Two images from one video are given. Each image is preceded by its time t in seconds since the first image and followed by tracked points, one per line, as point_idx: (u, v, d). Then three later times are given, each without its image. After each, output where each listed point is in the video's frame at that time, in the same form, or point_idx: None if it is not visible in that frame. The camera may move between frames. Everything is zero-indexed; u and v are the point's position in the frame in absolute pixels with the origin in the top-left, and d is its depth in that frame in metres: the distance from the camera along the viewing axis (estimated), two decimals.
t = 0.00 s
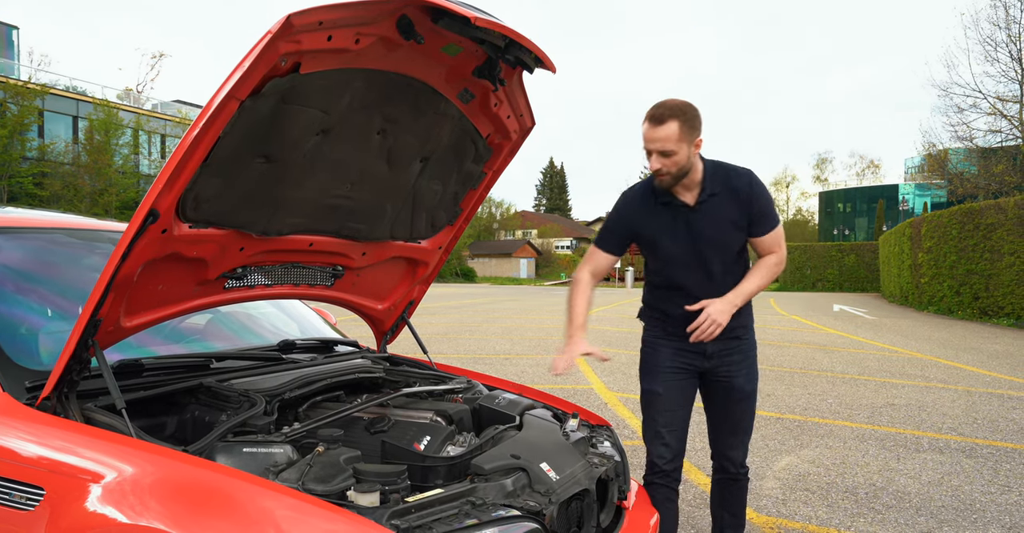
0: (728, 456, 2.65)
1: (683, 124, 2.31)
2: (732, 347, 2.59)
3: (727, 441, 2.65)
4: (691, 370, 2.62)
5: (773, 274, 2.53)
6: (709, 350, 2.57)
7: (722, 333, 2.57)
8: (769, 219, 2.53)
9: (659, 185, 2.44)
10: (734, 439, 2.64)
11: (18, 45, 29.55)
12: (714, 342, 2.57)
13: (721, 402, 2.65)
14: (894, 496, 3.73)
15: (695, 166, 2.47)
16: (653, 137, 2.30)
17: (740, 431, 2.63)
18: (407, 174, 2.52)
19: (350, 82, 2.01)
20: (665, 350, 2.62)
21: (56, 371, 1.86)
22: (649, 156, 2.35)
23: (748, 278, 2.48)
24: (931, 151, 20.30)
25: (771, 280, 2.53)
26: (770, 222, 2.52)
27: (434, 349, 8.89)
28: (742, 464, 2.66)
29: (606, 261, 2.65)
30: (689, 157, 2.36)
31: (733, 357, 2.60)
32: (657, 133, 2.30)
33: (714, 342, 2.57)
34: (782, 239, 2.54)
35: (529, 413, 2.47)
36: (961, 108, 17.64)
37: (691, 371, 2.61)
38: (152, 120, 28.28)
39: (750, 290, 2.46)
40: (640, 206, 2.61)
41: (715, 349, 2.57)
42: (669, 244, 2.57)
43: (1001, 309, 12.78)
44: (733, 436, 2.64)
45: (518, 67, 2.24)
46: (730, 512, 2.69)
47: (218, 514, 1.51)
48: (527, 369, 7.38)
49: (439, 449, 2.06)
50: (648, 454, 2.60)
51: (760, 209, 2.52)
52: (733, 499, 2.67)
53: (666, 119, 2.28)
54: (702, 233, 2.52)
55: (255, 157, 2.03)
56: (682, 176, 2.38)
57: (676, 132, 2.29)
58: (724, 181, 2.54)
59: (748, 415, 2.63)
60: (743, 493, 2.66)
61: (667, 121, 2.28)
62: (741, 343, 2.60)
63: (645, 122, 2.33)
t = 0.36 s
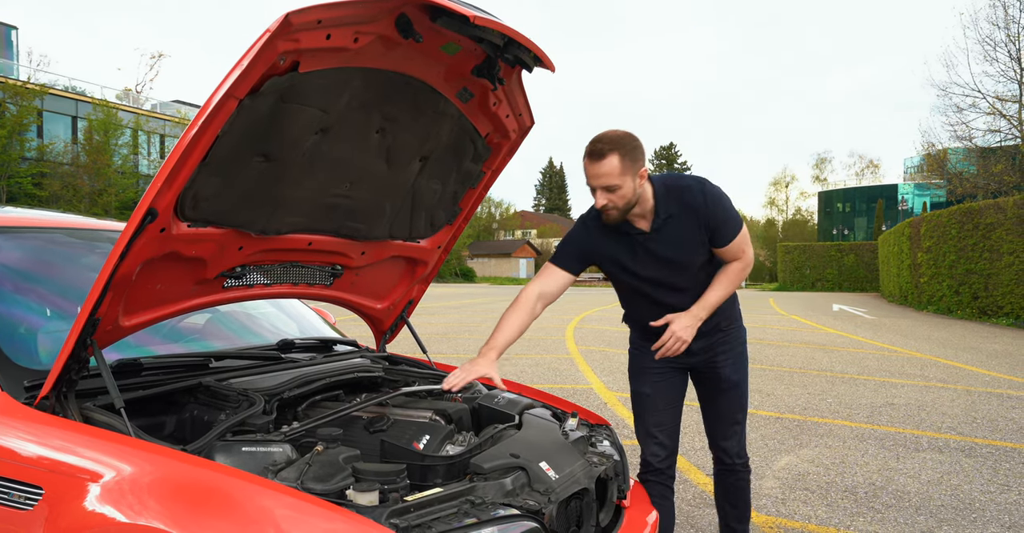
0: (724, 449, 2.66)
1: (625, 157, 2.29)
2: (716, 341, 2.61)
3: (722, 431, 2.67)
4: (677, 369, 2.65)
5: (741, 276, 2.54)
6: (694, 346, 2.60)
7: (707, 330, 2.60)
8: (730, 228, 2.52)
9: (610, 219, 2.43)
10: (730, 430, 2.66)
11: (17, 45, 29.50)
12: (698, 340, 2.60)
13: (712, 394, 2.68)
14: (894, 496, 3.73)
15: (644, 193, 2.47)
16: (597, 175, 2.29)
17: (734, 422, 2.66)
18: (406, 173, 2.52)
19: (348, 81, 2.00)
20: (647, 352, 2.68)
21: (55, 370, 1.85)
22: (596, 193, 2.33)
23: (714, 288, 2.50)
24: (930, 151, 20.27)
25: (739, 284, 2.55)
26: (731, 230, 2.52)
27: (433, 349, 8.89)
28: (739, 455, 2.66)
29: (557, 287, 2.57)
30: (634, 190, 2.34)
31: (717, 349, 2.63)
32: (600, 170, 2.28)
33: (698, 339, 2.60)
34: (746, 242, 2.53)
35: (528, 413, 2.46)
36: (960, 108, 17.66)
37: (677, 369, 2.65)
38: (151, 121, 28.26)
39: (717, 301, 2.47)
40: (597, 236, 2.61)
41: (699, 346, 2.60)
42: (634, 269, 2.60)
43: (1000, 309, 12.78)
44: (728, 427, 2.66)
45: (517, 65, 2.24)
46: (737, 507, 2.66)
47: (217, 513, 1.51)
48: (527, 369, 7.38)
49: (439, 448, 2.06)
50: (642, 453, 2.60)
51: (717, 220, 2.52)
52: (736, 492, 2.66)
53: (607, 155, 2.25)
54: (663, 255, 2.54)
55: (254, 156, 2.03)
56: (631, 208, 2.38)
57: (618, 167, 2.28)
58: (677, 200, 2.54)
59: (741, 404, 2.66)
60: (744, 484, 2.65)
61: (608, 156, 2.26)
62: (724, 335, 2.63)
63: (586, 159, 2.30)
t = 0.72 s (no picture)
0: (728, 444, 2.66)
1: (607, 159, 2.34)
2: (711, 338, 2.60)
3: (723, 427, 2.66)
4: (672, 368, 2.65)
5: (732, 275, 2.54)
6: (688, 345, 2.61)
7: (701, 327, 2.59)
8: (714, 232, 2.52)
9: (599, 225, 2.43)
10: (731, 426, 2.65)
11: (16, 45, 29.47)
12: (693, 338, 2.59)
13: (710, 390, 2.68)
14: (893, 496, 3.73)
15: (626, 202, 2.49)
16: (586, 174, 2.31)
17: (732, 417, 2.65)
18: (405, 172, 2.52)
19: (347, 80, 2.00)
20: (643, 351, 2.68)
21: (53, 369, 1.85)
22: (587, 194, 2.34)
23: (707, 290, 2.50)
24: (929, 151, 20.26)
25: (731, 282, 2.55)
26: (715, 233, 2.52)
27: (432, 349, 8.89)
28: (743, 449, 2.65)
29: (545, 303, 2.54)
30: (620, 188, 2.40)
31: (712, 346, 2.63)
32: (589, 169, 2.31)
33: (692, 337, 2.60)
34: (733, 241, 2.53)
35: (526, 412, 2.46)
36: (959, 108, 17.68)
37: (673, 368, 2.65)
38: (151, 120, 28.24)
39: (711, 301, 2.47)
40: (583, 254, 2.61)
41: (693, 344, 2.60)
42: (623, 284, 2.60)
43: (999, 309, 12.79)
44: (727, 422, 2.65)
45: (516, 65, 2.24)
46: (744, 502, 2.66)
47: (215, 512, 1.50)
48: (526, 368, 7.38)
49: (437, 447, 2.06)
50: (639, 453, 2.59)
51: (701, 226, 2.52)
52: (741, 486, 2.66)
53: (594, 153, 2.31)
54: (650, 267, 2.55)
55: (252, 155, 2.03)
56: (621, 208, 2.40)
57: (604, 164, 2.32)
58: (658, 210, 2.54)
59: (740, 398, 2.66)
60: (749, 479, 2.64)
61: (595, 155, 2.32)
62: (718, 332, 2.62)
63: (570, 163, 2.34)
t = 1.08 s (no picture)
0: (727, 444, 2.66)
1: (604, 152, 2.37)
2: (709, 338, 2.60)
3: (722, 428, 2.67)
4: (671, 369, 2.65)
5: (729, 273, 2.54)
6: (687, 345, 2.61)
7: (700, 327, 2.59)
8: (710, 229, 2.52)
9: (595, 221, 2.45)
10: (730, 427, 2.65)
11: (15, 46, 29.43)
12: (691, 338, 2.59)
13: (708, 390, 2.68)
14: (892, 496, 3.74)
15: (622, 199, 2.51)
16: (581, 168, 2.34)
17: (731, 417, 2.65)
18: (404, 173, 2.52)
19: (346, 82, 2.00)
20: (643, 351, 2.68)
21: (53, 370, 1.85)
22: (584, 189, 2.37)
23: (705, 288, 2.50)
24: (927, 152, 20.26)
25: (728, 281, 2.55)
26: (711, 230, 2.52)
27: (431, 349, 8.89)
28: (743, 450, 2.66)
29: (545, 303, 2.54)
30: (615, 184, 2.42)
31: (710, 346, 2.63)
32: (584, 164, 2.34)
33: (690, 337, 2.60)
34: (729, 239, 2.53)
35: (525, 413, 2.47)
36: (958, 109, 17.70)
37: (672, 368, 2.65)
38: (149, 120, 28.21)
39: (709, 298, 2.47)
40: (581, 253, 2.62)
41: (692, 344, 2.60)
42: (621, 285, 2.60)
43: (998, 310, 12.79)
44: (726, 424, 2.65)
45: (515, 66, 2.24)
46: (744, 503, 2.66)
47: (215, 513, 1.51)
48: (525, 369, 7.38)
49: (436, 448, 2.05)
50: (637, 454, 2.60)
51: (696, 223, 2.52)
52: (741, 488, 2.66)
53: (590, 147, 2.34)
54: (646, 266, 2.55)
55: (252, 156, 2.03)
56: (617, 205, 2.42)
57: (600, 158, 2.35)
58: (654, 207, 2.55)
59: (739, 397, 2.66)
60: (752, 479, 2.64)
61: (592, 150, 2.35)
62: (716, 332, 2.62)
63: (566, 158, 2.36)
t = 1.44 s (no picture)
0: (726, 456, 2.64)
1: (621, 135, 2.39)
2: (711, 343, 2.61)
3: (721, 438, 2.65)
4: (672, 371, 2.65)
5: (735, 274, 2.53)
6: (688, 349, 2.61)
7: (701, 330, 2.59)
8: (720, 227, 2.51)
9: (607, 203, 2.45)
10: (729, 437, 2.64)
11: (14, 45, 29.37)
12: (692, 342, 2.60)
13: (708, 397, 2.68)
14: (890, 497, 3.74)
15: (634, 186, 2.52)
16: (596, 148, 2.36)
17: (731, 425, 2.64)
18: (403, 174, 2.52)
19: (346, 84, 2.01)
20: (645, 353, 2.68)
21: (52, 372, 1.85)
22: (598, 169, 2.38)
23: (711, 285, 2.49)
24: (926, 152, 20.26)
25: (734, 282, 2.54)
26: (721, 227, 2.51)
27: (430, 350, 8.89)
28: (741, 463, 2.64)
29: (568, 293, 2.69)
30: (630, 168, 2.42)
31: (712, 352, 2.64)
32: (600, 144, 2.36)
33: (692, 341, 2.60)
34: (739, 240, 2.53)
35: (524, 415, 2.47)
36: (957, 110, 17.73)
37: (674, 372, 2.65)
38: (148, 120, 28.17)
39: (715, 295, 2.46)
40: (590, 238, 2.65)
41: (693, 348, 2.61)
42: (626, 272, 2.60)
43: (996, 310, 12.80)
44: (727, 433, 2.64)
45: (514, 68, 2.24)
46: (737, 515, 2.65)
47: (214, 515, 1.51)
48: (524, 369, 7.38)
49: (436, 450, 2.04)
50: (637, 455, 2.62)
51: (707, 219, 2.51)
52: (736, 500, 2.65)
53: (607, 128, 2.35)
54: (654, 256, 2.55)
55: (251, 158, 2.03)
56: (629, 188, 2.43)
57: (618, 140, 2.36)
58: (666, 198, 2.55)
59: (740, 406, 2.66)
60: (747, 494, 2.63)
61: (609, 131, 2.36)
62: (719, 337, 2.63)
63: (583, 137, 2.38)
